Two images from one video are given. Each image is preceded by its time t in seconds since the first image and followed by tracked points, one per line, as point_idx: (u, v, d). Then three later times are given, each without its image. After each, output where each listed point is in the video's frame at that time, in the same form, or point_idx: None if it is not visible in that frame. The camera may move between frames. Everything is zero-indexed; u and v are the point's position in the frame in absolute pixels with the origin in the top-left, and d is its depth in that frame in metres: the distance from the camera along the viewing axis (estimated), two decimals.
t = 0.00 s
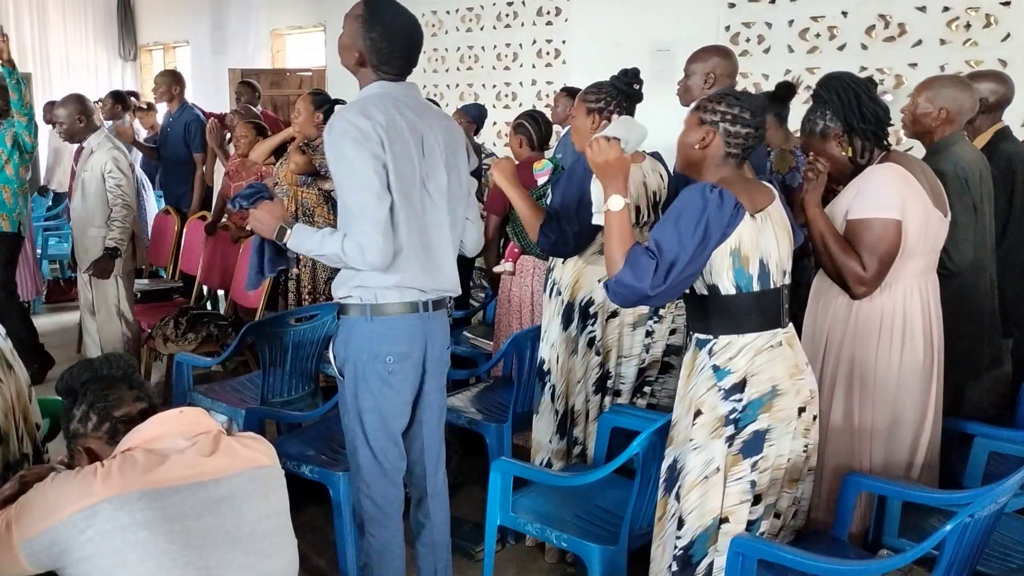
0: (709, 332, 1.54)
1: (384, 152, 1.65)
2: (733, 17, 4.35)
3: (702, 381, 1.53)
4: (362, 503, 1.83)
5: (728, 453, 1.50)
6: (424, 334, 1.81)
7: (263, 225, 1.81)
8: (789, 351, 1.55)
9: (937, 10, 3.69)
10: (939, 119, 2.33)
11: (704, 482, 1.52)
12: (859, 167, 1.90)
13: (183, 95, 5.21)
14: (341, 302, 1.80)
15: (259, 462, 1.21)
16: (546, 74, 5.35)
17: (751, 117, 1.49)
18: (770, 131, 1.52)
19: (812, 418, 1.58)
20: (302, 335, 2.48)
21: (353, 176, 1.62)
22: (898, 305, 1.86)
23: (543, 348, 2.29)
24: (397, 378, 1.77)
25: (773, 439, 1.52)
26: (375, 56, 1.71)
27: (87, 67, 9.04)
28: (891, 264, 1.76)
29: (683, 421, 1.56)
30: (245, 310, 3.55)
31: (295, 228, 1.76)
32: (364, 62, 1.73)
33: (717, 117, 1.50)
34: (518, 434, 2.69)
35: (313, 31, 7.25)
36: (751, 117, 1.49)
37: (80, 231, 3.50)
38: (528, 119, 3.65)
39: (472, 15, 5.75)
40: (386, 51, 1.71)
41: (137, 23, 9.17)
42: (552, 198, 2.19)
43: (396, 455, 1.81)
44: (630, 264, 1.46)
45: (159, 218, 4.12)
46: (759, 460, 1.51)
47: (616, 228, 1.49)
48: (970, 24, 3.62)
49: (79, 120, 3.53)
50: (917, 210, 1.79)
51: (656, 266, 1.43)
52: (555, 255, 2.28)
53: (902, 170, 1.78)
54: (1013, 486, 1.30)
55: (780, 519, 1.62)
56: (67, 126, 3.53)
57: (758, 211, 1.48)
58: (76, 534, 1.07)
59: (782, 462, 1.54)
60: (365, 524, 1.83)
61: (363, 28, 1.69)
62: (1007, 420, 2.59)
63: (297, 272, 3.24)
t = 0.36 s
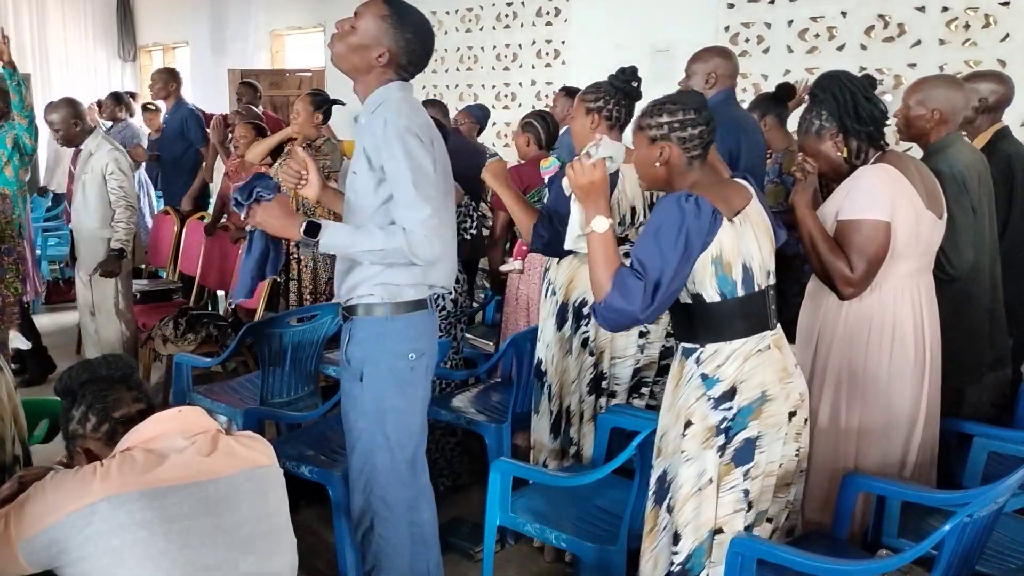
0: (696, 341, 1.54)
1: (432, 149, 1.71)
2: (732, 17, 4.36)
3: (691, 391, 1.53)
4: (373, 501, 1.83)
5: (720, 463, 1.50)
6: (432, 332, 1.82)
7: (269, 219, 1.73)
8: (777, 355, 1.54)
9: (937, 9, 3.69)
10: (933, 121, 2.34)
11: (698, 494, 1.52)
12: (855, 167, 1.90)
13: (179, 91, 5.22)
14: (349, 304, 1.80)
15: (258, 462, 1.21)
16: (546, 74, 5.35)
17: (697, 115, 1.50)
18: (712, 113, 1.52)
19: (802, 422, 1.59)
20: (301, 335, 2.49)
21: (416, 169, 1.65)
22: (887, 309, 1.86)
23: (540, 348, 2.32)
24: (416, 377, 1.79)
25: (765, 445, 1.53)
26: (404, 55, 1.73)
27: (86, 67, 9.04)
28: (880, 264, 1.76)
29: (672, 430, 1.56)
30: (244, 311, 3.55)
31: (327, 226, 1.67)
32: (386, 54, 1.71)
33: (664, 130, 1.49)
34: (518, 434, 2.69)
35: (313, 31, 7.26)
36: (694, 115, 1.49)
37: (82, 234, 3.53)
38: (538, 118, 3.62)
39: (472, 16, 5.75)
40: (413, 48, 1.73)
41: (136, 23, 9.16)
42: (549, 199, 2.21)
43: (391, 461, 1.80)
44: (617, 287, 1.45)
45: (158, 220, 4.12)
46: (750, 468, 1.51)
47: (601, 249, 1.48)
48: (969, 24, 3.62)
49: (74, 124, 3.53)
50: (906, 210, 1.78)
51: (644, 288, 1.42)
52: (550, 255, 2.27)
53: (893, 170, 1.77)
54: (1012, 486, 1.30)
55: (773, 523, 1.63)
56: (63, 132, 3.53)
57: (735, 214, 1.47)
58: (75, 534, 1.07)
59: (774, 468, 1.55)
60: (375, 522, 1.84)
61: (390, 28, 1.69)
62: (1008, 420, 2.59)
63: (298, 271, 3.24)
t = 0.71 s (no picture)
0: (705, 338, 1.53)
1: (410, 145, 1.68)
2: (733, 16, 4.35)
3: (700, 388, 1.52)
4: (369, 496, 1.83)
5: (729, 460, 1.50)
6: (425, 332, 1.81)
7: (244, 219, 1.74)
8: (786, 352, 1.54)
9: (938, 9, 3.69)
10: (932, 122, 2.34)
11: (706, 491, 1.51)
12: (863, 166, 1.90)
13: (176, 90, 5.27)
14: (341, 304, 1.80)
15: (259, 461, 1.21)
16: (546, 73, 5.34)
17: (699, 116, 1.49)
18: (713, 110, 1.52)
19: (810, 420, 1.58)
20: (301, 335, 2.49)
21: (391, 166, 1.62)
22: (892, 308, 1.85)
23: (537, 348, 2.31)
24: (409, 376, 1.79)
25: (774, 442, 1.53)
26: (388, 52, 1.71)
27: (87, 66, 9.04)
28: (885, 265, 1.76)
29: (681, 428, 1.56)
30: (245, 310, 3.55)
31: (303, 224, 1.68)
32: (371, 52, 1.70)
33: (667, 135, 1.49)
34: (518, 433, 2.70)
35: (314, 30, 7.26)
36: (695, 116, 1.48)
37: (88, 235, 3.53)
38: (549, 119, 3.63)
39: (473, 14, 5.74)
40: (398, 48, 1.72)
41: (137, 22, 9.16)
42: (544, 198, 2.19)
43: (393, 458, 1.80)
44: (634, 287, 1.44)
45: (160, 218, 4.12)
46: (759, 465, 1.51)
47: (614, 249, 1.46)
48: (970, 23, 3.61)
49: (75, 124, 3.53)
50: (912, 210, 1.77)
51: (663, 287, 1.42)
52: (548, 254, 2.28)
53: (899, 170, 1.77)
54: (1014, 486, 1.30)
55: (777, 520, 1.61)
56: (63, 136, 3.53)
57: (744, 212, 1.47)
58: (75, 533, 1.07)
59: (783, 465, 1.55)
60: (373, 524, 1.83)
61: (372, 24, 1.69)
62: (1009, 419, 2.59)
63: (303, 270, 3.31)
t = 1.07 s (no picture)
0: (727, 328, 1.53)
1: (337, 152, 1.66)
2: (736, 16, 4.35)
3: (720, 377, 1.53)
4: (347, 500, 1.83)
5: (745, 450, 1.50)
6: (398, 332, 1.79)
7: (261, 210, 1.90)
8: (805, 350, 1.54)
9: (941, 9, 3.68)
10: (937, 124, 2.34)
11: (720, 479, 1.51)
12: (870, 165, 1.90)
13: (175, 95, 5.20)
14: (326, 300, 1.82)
15: (261, 460, 1.21)
16: (549, 72, 5.34)
17: (735, 111, 1.50)
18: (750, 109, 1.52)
19: (824, 419, 1.57)
20: (304, 333, 2.50)
21: (306, 176, 1.65)
22: (908, 306, 1.85)
23: (535, 347, 2.29)
24: (365, 376, 1.77)
25: (789, 436, 1.52)
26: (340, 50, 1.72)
27: (89, 64, 9.03)
28: (902, 263, 1.75)
29: (699, 417, 1.55)
30: (246, 308, 3.55)
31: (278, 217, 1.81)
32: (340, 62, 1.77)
33: (703, 128, 1.50)
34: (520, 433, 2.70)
35: (316, 29, 7.26)
36: (730, 112, 1.49)
37: (96, 231, 3.54)
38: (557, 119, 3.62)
39: (475, 13, 5.74)
40: (347, 45, 1.72)
41: (138, 20, 9.16)
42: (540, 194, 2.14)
43: (379, 453, 1.81)
44: (667, 253, 1.46)
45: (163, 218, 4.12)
46: (773, 457, 1.51)
47: (648, 219, 1.49)
48: (973, 23, 3.61)
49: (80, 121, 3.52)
50: (927, 211, 1.78)
51: (694, 255, 1.43)
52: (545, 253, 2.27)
53: (912, 170, 1.77)
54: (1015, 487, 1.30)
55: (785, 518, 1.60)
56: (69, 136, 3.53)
57: (777, 210, 1.49)
58: (76, 531, 1.07)
59: (797, 459, 1.54)
60: (352, 522, 1.84)
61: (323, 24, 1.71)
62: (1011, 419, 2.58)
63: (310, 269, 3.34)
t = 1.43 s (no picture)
0: (722, 326, 1.54)
1: (353, 155, 1.66)
2: (736, 16, 4.35)
3: (714, 376, 1.53)
4: (350, 501, 1.83)
5: (739, 448, 1.50)
6: (406, 328, 1.80)
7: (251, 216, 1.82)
8: (801, 349, 1.53)
9: (940, 9, 3.68)
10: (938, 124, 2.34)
11: (714, 478, 1.52)
12: (870, 167, 1.89)
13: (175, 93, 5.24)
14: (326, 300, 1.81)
15: (258, 459, 1.21)
16: (549, 72, 5.34)
17: (733, 110, 1.50)
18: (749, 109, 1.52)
19: (821, 418, 1.57)
20: (304, 331, 2.49)
21: (322, 179, 1.64)
22: (906, 306, 1.85)
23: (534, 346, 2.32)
24: (373, 374, 1.77)
25: (783, 435, 1.52)
26: (346, 52, 1.72)
27: (88, 64, 9.03)
28: (904, 265, 1.75)
29: (694, 416, 1.56)
30: (246, 308, 3.56)
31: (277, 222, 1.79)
32: (340, 62, 1.75)
33: (701, 127, 1.50)
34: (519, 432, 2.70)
35: (316, 28, 7.25)
36: (729, 112, 1.49)
37: (96, 229, 3.55)
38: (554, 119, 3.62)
39: (475, 13, 5.73)
40: (354, 46, 1.72)
41: (139, 19, 9.15)
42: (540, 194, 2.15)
43: (382, 451, 1.81)
44: (662, 256, 1.46)
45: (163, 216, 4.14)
46: (768, 456, 1.51)
47: (643, 222, 1.50)
48: (972, 23, 3.61)
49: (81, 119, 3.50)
50: (929, 214, 1.78)
51: (688, 258, 1.43)
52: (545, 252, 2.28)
53: (914, 172, 1.77)
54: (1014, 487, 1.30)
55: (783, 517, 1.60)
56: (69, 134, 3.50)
57: (773, 209, 1.48)
58: (75, 530, 1.07)
59: (792, 458, 1.54)
60: (356, 524, 1.84)
61: (325, 28, 1.70)
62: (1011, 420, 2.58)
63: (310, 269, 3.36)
